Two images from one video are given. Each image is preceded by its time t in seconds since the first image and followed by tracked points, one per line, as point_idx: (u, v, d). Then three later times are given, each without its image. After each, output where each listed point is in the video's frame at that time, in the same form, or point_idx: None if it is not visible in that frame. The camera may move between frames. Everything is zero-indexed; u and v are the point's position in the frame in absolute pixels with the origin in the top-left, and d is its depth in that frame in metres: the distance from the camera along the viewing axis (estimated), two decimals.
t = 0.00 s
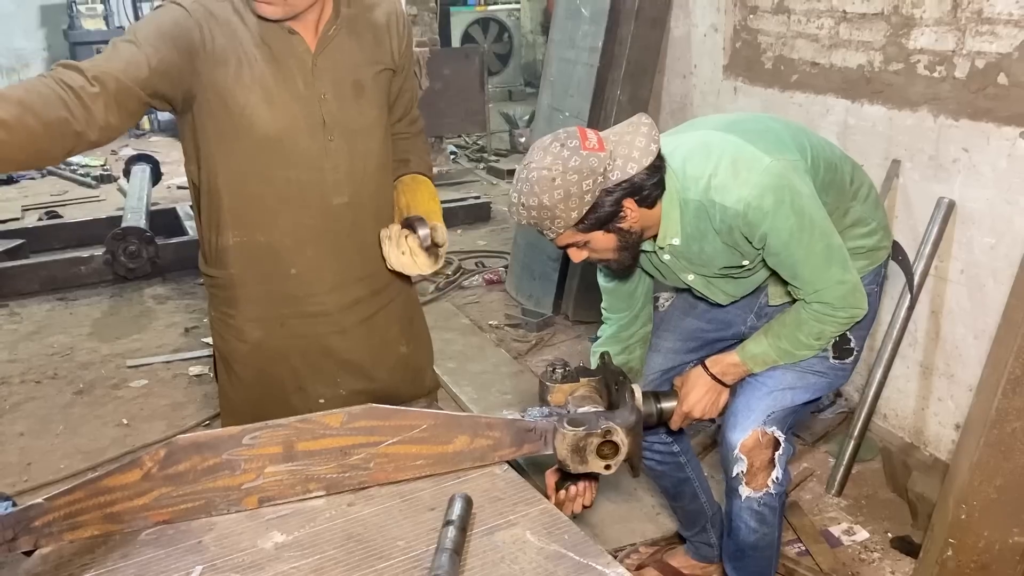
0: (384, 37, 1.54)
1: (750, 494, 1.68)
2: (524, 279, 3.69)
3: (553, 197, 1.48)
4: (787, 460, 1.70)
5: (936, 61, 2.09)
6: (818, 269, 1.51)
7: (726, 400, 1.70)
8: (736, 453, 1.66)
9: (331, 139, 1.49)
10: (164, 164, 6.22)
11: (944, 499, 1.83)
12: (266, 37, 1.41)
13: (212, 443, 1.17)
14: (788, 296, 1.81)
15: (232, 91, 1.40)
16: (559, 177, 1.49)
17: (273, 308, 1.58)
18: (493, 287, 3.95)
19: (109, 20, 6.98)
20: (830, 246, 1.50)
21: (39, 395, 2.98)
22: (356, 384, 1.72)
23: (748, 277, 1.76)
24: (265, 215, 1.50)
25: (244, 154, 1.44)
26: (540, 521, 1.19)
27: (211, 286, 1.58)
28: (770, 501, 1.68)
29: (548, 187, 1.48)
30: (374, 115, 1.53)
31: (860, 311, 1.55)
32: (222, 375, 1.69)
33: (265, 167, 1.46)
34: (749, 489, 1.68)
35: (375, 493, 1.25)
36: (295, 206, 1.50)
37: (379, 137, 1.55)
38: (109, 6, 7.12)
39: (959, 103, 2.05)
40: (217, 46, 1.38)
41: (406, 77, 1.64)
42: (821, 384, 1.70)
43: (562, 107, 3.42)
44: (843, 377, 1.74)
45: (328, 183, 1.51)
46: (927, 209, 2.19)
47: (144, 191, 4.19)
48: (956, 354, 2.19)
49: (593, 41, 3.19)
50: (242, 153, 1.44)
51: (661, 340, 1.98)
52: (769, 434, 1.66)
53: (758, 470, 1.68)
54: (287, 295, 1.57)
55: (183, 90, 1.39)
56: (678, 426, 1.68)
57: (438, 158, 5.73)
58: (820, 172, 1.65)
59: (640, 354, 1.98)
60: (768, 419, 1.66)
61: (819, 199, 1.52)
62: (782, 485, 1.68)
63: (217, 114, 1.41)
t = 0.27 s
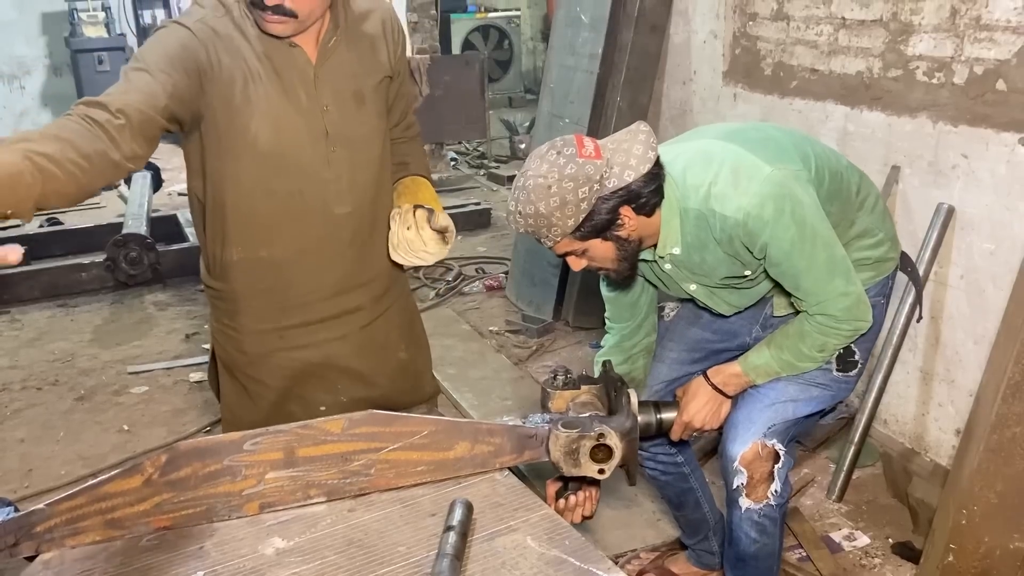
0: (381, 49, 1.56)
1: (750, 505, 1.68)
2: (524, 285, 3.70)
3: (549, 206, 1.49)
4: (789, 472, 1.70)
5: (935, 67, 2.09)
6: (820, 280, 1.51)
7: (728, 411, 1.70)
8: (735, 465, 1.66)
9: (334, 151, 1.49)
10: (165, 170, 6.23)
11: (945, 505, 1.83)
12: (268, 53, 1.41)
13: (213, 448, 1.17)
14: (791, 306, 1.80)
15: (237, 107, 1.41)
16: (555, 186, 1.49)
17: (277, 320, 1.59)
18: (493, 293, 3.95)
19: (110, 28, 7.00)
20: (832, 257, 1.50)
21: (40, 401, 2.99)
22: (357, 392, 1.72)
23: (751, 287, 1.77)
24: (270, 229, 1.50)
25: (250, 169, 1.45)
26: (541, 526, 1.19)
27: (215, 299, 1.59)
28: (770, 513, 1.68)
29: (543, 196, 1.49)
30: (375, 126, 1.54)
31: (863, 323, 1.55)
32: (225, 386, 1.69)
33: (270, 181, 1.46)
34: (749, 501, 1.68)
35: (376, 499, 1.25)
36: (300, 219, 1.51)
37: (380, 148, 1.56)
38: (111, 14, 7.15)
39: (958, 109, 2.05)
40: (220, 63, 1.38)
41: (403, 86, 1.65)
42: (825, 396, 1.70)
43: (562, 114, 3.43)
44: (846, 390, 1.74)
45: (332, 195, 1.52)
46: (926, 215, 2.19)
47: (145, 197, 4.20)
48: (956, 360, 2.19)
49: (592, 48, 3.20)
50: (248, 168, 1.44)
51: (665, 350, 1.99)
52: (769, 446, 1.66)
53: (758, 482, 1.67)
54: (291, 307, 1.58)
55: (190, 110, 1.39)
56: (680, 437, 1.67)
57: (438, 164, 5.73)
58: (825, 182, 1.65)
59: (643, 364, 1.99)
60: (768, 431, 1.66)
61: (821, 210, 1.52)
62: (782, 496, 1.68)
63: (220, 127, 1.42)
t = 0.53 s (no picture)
0: (376, 62, 1.57)
1: (750, 510, 1.68)
2: (524, 291, 3.70)
3: (549, 219, 1.49)
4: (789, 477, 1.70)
5: (933, 74, 2.10)
6: (820, 287, 1.51)
7: (729, 416, 1.70)
8: (737, 470, 1.66)
9: (333, 165, 1.50)
10: (166, 177, 6.24)
11: (944, 510, 1.83)
12: (265, 69, 1.42)
13: (214, 454, 1.18)
14: (791, 312, 1.80)
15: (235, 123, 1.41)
16: (554, 200, 1.49)
17: (278, 331, 1.59)
18: (493, 299, 3.96)
19: (111, 35, 7.02)
20: (832, 264, 1.51)
21: (41, 407, 2.99)
22: (357, 400, 1.73)
23: (751, 295, 1.77)
24: (270, 242, 1.50)
25: (249, 184, 1.45)
26: (541, 531, 1.19)
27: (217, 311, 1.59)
28: (770, 517, 1.68)
29: (543, 209, 1.49)
30: (373, 138, 1.55)
31: (863, 329, 1.55)
32: (228, 396, 1.70)
33: (269, 195, 1.47)
34: (749, 505, 1.68)
35: (376, 504, 1.26)
36: (299, 232, 1.51)
37: (378, 161, 1.57)
38: (112, 21, 7.17)
39: (956, 114, 2.06)
40: (218, 80, 1.39)
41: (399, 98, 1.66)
42: (825, 401, 1.71)
43: (562, 120, 3.44)
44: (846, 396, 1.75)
45: (331, 208, 1.52)
46: (925, 221, 2.20)
47: (146, 204, 4.21)
48: (955, 365, 2.19)
49: (592, 55, 3.21)
50: (247, 182, 1.45)
51: (664, 356, 1.99)
52: (771, 451, 1.66)
53: (759, 487, 1.68)
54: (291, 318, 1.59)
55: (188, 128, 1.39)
56: (681, 443, 1.67)
57: (439, 170, 5.74)
58: (822, 188, 1.66)
59: (642, 370, 2.00)
60: (770, 436, 1.66)
61: (820, 217, 1.53)
62: (783, 501, 1.68)
63: (221, 142, 1.42)
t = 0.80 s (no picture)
0: (369, 74, 1.57)
1: (751, 514, 1.68)
2: (524, 296, 3.70)
3: (552, 228, 1.50)
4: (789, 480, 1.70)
5: (931, 78, 2.11)
6: (822, 291, 1.52)
7: (729, 420, 1.70)
8: (738, 473, 1.66)
9: (326, 178, 1.50)
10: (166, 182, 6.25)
11: (944, 514, 1.83)
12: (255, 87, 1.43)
13: (214, 459, 1.18)
14: (791, 316, 1.80)
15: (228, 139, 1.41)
16: (557, 210, 1.50)
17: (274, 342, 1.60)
18: (493, 303, 3.96)
19: (111, 41, 7.03)
20: (834, 269, 1.51)
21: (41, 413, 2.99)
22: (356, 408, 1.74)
23: (752, 299, 1.77)
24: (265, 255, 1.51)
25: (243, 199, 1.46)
26: (541, 536, 1.19)
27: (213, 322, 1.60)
28: (771, 520, 1.68)
29: (546, 219, 1.50)
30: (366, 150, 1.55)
31: (864, 333, 1.56)
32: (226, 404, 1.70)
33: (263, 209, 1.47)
34: (750, 509, 1.68)
35: (376, 509, 1.26)
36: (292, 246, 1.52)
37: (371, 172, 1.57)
38: (112, 27, 7.19)
39: (955, 119, 2.07)
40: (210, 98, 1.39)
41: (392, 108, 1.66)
42: (824, 405, 1.71)
43: (561, 125, 3.45)
44: (846, 399, 1.75)
45: (326, 221, 1.52)
46: (924, 225, 2.20)
47: (146, 209, 4.22)
48: (955, 369, 2.20)
49: (591, 60, 3.22)
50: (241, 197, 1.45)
51: (664, 360, 1.99)
52: (771, 454, 1.67)
53: (759, 490, 1.68)
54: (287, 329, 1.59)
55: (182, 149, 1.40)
56: (681, 448, 1.67)
57: (438, 175, 5.75)
58: (821, 193, 1.66)
59: (642, 374, 2.00)
60: (770, 439, 1.66)
61: (822, 221, 1.53)
62: (783, 504, 1.68)
63: (216, 161, 1.43)
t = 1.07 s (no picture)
0: (369, 79, 1.56)
1: (751, 517, 1.68)
2: (523, 298, 3.70)
3: (552, 233, 1.49)
4: (789, 483, 1.70)
5: (930, 81, 2.11)
6: (823, 295, 1.52)
7: (729, 424, 1.69)
8: (738, 476, 1.66)
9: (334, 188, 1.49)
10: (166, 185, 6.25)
11: (944, 516, 1.84)
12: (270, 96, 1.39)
13: (215, 462, 1.18)
14: (791, 319, 1.79)
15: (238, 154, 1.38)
16: (557, 214, 1.49)
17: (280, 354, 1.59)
18: (492, 306, 3.96)
19: (110, 44, 7.04)
20: (836, 272, 1.51)
21: (40, 416, 2.98)
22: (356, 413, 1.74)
23: (753, 303, 1.77)
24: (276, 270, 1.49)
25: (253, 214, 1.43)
26: (540, 538, 1.20)
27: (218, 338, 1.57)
28: (771, 523, 1.68)
29: (546, 223, 1.49)
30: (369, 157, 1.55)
31: (865, 337, 1.56)
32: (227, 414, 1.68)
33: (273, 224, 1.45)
34: (750, 512, 1.68)
35: (375, 513, 1.26)
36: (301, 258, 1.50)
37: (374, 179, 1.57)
38: (111, 31, 7.19)
39: (953, 122, 2.07)
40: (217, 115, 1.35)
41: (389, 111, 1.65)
42: (825, 408, 1.71)
43: (560, 128, 3.45)
44: (846, 402, 1.75)
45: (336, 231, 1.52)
46: (923, 227, 2.20)
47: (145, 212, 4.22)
48: (954, 371, 2.20)
49: (590, 63, 3.23)
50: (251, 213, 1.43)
51: (664, 364, 1.99)
52: (771, 457, 1.67)
53: (759, 492, 1.67)
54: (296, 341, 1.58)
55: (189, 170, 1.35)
56: (682, 451, 1.67)
57: (437, 178, 5.76)
58: (821, 196, 1.66)
59: (642, 377, 2.00)
60: (770, 442, 1.66)
61: (823, 225, 1.53)
62: (784, 507, 1.68)
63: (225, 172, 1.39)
